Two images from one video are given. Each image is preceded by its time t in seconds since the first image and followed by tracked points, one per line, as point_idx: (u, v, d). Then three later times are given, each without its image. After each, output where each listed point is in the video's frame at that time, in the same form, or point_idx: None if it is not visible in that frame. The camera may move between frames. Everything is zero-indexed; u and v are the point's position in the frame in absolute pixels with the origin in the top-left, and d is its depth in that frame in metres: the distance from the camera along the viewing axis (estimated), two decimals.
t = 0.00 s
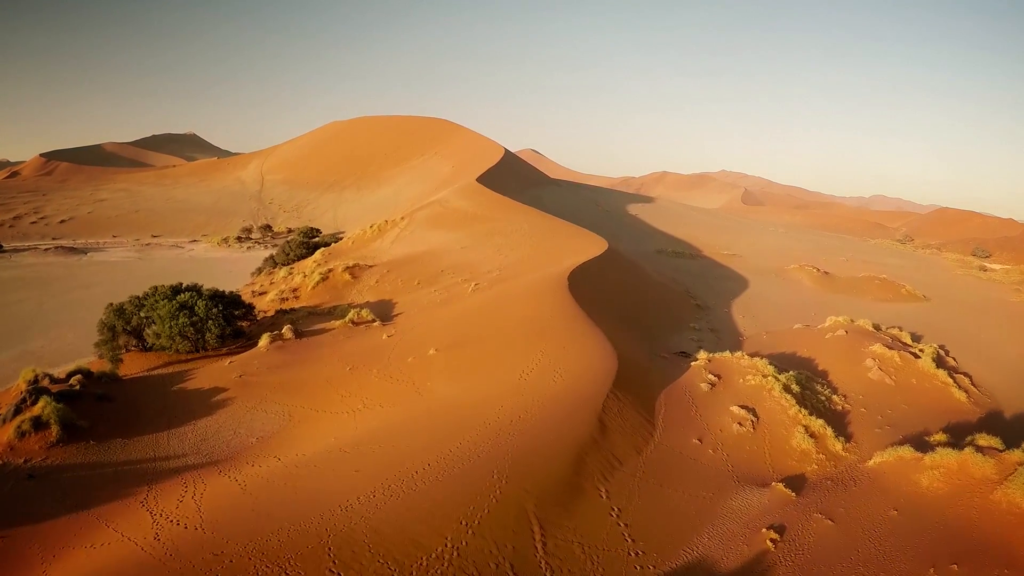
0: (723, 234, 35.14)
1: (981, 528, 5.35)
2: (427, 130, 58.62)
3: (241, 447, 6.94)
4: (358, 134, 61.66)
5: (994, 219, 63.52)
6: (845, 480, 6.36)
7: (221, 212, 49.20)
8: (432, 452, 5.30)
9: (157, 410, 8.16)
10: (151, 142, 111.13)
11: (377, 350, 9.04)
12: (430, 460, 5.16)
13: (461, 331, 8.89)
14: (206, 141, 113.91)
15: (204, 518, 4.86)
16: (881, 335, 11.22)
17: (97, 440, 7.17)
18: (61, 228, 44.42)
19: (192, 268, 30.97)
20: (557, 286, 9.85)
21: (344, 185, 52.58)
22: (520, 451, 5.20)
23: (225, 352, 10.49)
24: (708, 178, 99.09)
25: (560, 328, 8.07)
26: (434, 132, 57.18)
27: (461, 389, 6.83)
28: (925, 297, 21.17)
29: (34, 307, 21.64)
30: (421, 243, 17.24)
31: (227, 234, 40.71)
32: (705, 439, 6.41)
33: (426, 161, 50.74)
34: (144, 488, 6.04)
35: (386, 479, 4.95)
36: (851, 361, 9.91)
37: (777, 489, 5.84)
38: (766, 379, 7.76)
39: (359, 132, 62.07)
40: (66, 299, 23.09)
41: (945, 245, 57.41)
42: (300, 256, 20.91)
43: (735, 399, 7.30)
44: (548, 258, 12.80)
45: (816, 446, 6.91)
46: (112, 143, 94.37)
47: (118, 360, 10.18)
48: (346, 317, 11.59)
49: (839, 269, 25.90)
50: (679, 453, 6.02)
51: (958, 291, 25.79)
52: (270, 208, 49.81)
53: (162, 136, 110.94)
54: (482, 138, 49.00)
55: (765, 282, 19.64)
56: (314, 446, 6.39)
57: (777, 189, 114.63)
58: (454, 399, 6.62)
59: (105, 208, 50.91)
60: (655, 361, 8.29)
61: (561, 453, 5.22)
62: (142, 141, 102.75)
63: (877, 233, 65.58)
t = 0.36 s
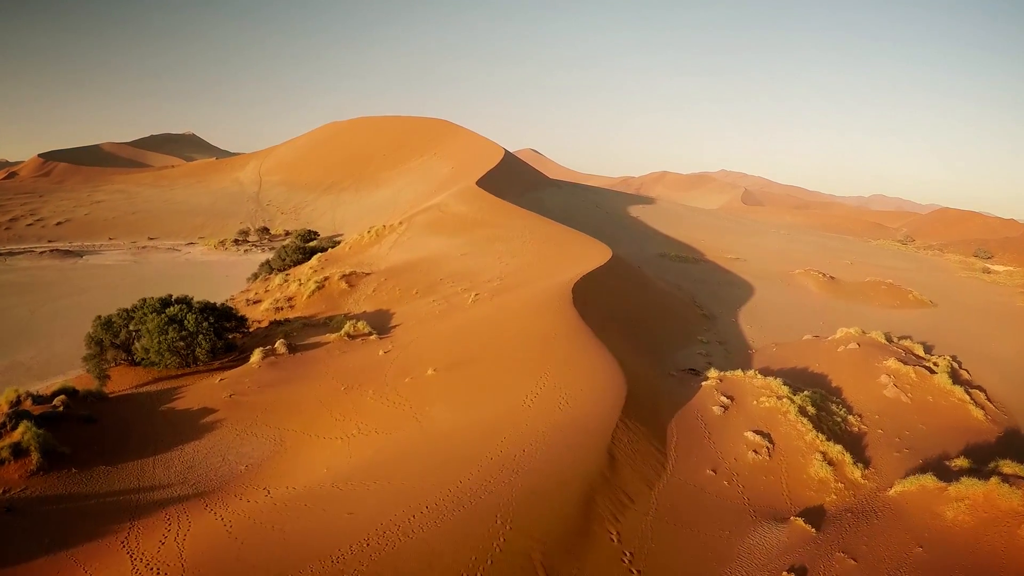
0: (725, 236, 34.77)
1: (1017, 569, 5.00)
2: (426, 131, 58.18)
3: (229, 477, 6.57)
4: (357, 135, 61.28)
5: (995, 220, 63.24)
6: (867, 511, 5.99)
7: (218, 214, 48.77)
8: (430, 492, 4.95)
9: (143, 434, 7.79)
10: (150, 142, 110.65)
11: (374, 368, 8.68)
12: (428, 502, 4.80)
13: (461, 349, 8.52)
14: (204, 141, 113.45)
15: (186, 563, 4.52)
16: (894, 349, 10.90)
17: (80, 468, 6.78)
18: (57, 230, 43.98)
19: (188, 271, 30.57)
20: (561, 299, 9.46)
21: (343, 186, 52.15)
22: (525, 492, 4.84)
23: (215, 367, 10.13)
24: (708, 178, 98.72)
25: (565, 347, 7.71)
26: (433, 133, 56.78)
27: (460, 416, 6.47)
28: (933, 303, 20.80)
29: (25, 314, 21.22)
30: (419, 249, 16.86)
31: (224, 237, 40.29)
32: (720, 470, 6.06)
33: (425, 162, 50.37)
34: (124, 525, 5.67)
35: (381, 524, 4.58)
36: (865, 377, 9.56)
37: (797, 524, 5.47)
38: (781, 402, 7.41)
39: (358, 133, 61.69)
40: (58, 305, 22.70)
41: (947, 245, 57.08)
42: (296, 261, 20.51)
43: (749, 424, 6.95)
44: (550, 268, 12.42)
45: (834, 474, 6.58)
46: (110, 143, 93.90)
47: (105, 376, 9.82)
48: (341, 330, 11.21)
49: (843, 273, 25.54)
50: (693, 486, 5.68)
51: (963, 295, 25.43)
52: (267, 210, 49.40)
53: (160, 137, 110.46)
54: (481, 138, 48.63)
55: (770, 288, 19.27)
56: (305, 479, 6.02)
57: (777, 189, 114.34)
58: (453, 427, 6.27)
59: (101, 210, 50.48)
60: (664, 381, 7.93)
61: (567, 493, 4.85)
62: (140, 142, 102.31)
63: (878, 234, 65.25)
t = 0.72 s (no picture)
0: (727, 238, 34.41)
1: None
2: (425, 133, 57.81)
3: (218, 506, 6.25)
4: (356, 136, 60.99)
5: (997, 221, 63.04)
6: (888, 542, 5.67)
7: (217, 216, 48.44)
8: (427, 534, 4.62)
9: (131, 459, 7.45)
10: (149, 142, 110.41)
11: (372, 386, 8.38)
12: (425, 547, 4.47)
13: (461, 366, 8.21)
14: (203, 141, 113.09)
15: None
16: (906, 363, 10.62)
17: (64, 497, 6.39)
18: (54, 232, 43.66)
19: (185, 275, 30.24)
20: (565, 312, 9.11)
21: (342, 187, 51.85)
22: (531, 534, 4.51)
23: (206, 383, 9.81)
24: (708, 178, 98.41)
25: (569, 367, 7.39)
26: (433, 134, 56.51)
27: (461, 442, 6.16)
28: (939, 308, 20.46)
29: (17, 320, 20.88)
30: (418, 255, 16.55)
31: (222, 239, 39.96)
32: (732, 500, 5.77)
33: (425, 163, 50.07)
34: (105, 562, 5.33)
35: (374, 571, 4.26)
36: (878, 393, 9.26)
37: (816, 558, 5.15)
38: (795, 423, 7.13)
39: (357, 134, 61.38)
40: (52, 311, 22.36)
41: (949, 246, 56.84)
42: (293, 267, 20.17)
43: (762, 449, 6.66)
44: (552, 277, 12.11)
45: (851, 501, 6.27)
46: (108, 143, 93.55)
47: (92, 392, 9.50)
48: (337, 342, 10.90)
49: (848, 277, 25.21)
50: (705, 518, 5.38)
51: (969, 300, 25.10)
52: (266, 212, 49.08)
53: (159, 137, 110.23)
54: (481, 140, 48.33)
55: (775, 294, 18.93)
56: (295, 513, 5.69)
57: (777, 190, 114.12)
58: (453, 455, 5.96)
59: (98, 212, 50.14)
60: (673, 401, 7.62)
61: (576, 531, 4.53)
62: (138, 142, 101.97)
63: (879, 234, 65.05)
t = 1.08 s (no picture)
0: (729, 241, 34.07)
1: None
2: (424, 134, 57.43)
3: (202, 543, 5.88)
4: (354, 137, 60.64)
5: (997, 222, 62.89)
6: None
7: (214, 218, 48.06)
8: None
9: (115, 486, 7.08)
10: (147, 143, 109.95)
11: (367, 408, 8.03)
12: None
13: (460, 388, 7.85)
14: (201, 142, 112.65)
15: None
16: (920, 378, 10.30)
17: (43, 530, 6.03)
18: (50, 235, 43.25)
19: (181, 280, 29.83)
20: (568, 330, 8.71)
21: (340, 189, 51.48)
22: None
23: (195, 402, 9.44)
24: (708, 179, 98.15)
25: (574, 392, 7.01)
26: (431, 135, 56.17)
27: (460, 478, 5.80)
28: (946, 315, 20.13)
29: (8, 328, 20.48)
30: (416, 262, 16.18)
31: (219, 243, 39.59)
32: (749, 538, 5.42)
33: (423, 165, 49.73)
34: None
35: None
36: (893, 413, 8.96)
37: None
38: (811, 450, 6.80)
39: (356, 135, 61.01)
40: (45, 318, 21.95)
41: (950, 248, 56.66)
42: (289, 273, 19.76)
43: (778, 479, 6.33)
44: (553, 288, 11.74)
45: (874, 535, 5.90)
46: (106, 143, 93.00)
47: (76, 413, 9.11)
48: (331, 357, 10.52)
49: (852, 282, 24.86)
50: (721, 560, 5.01)
51: (975, 304, 24.77)
52: (263, 215, 48.67)
53: (157, 138, 109.79)
54: (480, 141, 48.00)
55: (779, 301, 18.59)
56: (282, 554, 5.31)
57: (777, 190, 113.94)
58: (452, 492, 5.60)
59: (94, 214, 49.72)
60: (682, 427, 7.28)
61: None
62: (136, 142, 101.45)
63: (879, 235, 64.85)
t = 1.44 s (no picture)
0: (730, 244, 33.72)
1: None
2: (422, 135, 57.03)
3: None
4: (352, 138, 60.27)
5: (997, 223, 62.75)
6: None
7: (211, 220, 47.66)
8: None
9: (101, 515, 6.73)
10: (145, 142, 109.63)
11: (362, 432, 7.68)
12: None
13: (459, 412, 7.50)
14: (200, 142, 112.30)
15: None
16: (935, 395, 9.98)
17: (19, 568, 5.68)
18: (45, 238, 42.82)
19: (176, 284, 29.43)
20: (572, 348, 8.34)
21: (338, 191, 51.10)
22: None
23: (183, 422, 9.09)
24: (707, 179, 97.87)
25: (579, 420, 6.68)
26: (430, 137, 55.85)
27: (461, 516, 5.45)
28: (953, 322, 19.77)
29: None
30: (414, 269, 15.81)
31: (216, 246, 39.25)
32: None
33: (422, 167, 49.38)
34: None
35: None
36: (908, 435, 8.64)
37: None
38: (828, 480, 6.47)
39: (354, 135, 60.65)
40: (36, 324, 21.54)
41: (950, 249, 56.50)
42: (285, 280, 19.37)
43: (794, 513, 5.99)
44: (555, 300, 11.38)
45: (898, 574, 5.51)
46: (104, 144, 92.68)
47: (59, 434, 8.74)
48: (325, 373, 10.18)
49: (856, 287, 24.52)
50: None
51: (980, 308, 24.47)
52: (261, 217, 48.27)
53: (156, 138, 109.49)
54: (480, 143, 47.65)
55: (785, 307, 18.26)
56: None
57: (776, 190, 113.82)
58: (452, 533, 5.24)
59: (90, 216, 49.29)
60: (693, 455, 6.97)
61: None
62: (134, 142, 100.94)
63: (880, 236, 64.66)
